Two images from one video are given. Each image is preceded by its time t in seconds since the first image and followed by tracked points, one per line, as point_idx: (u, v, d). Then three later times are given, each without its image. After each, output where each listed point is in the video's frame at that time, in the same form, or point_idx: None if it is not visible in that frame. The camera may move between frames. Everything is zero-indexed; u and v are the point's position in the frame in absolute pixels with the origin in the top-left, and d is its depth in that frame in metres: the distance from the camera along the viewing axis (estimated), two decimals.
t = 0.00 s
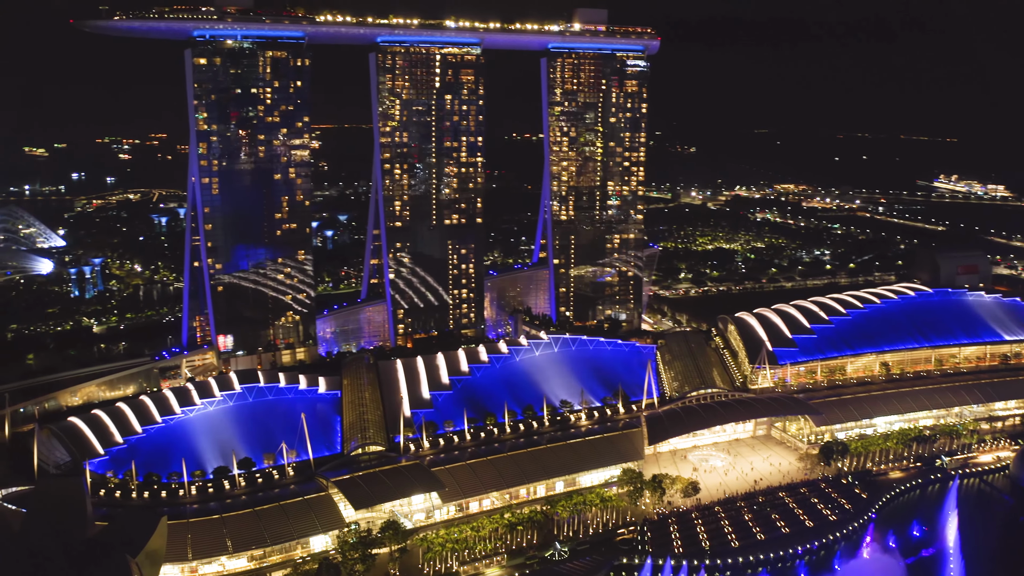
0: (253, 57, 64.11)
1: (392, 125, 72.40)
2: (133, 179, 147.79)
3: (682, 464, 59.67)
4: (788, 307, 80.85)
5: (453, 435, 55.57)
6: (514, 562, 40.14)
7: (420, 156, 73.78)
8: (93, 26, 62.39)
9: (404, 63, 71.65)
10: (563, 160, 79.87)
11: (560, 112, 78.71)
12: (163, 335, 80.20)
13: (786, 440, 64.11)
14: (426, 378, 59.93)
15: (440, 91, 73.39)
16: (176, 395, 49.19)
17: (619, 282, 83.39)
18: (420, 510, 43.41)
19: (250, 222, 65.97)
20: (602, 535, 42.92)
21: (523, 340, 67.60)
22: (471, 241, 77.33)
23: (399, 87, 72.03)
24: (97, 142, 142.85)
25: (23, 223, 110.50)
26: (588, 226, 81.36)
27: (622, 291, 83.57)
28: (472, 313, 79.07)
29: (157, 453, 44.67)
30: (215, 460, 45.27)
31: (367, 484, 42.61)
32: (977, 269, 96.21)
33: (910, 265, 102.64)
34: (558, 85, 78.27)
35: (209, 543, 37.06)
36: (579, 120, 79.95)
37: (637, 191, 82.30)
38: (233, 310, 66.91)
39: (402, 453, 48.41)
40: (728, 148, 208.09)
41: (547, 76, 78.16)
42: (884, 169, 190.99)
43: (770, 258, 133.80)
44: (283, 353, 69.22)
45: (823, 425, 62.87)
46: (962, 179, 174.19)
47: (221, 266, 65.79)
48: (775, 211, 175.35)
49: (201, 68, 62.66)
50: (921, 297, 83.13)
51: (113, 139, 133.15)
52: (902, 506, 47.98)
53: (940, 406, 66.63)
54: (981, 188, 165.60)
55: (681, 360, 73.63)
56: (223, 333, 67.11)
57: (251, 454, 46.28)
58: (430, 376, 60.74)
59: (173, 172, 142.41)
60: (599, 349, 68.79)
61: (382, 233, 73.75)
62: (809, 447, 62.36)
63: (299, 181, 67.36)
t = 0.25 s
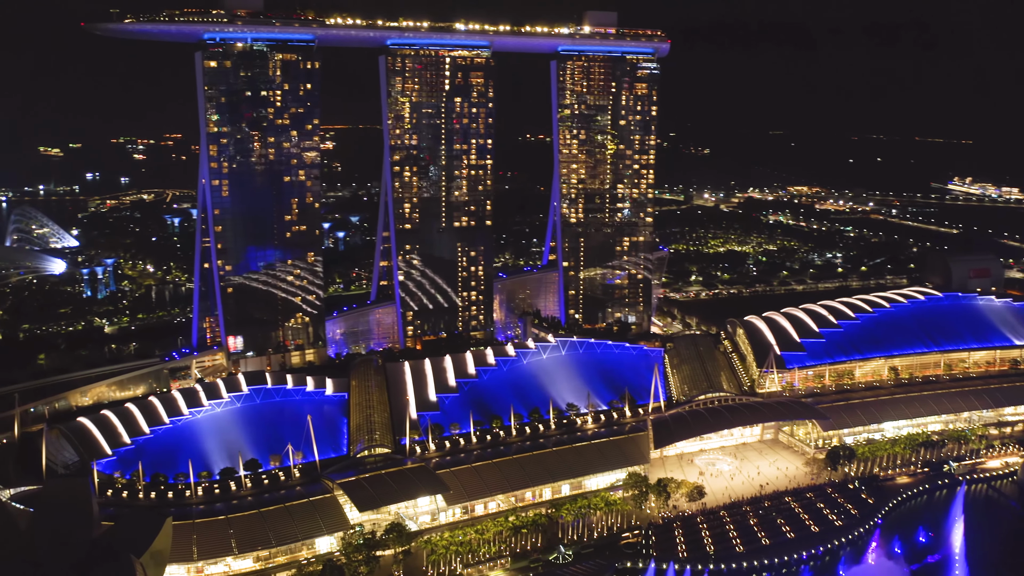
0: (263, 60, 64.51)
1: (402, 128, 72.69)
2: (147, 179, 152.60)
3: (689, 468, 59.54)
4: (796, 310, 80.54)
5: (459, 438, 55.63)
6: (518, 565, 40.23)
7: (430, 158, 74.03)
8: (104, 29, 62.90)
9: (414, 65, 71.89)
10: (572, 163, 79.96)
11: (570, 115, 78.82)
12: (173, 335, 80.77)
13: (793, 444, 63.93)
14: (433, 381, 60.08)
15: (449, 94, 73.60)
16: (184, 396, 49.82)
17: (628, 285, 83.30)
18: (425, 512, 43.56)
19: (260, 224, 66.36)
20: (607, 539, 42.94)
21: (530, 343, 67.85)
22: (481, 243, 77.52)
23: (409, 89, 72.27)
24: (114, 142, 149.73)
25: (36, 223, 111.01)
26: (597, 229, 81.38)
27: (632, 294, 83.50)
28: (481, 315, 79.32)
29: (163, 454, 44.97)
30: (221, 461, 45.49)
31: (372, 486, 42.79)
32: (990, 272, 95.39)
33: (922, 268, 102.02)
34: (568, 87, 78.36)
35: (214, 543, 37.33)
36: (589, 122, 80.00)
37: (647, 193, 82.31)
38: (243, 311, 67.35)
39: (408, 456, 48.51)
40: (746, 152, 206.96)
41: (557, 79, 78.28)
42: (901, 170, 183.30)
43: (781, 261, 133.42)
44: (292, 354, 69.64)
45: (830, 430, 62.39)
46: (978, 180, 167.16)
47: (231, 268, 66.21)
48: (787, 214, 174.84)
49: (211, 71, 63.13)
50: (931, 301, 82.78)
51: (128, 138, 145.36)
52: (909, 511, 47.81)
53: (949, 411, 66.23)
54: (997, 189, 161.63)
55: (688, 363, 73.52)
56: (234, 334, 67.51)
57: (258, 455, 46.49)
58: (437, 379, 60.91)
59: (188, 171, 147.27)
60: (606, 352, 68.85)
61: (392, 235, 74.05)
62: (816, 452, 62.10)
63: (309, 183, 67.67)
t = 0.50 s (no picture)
0: (272, 63, 64.90)
1: (411, 131, 72.99)
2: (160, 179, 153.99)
3: (695, 472, 59.47)
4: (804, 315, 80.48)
5: (465, 441, 55.76)
6: (521, 568, 40.38)
7: (438, 161, 74.30)
8: (114, 31, 63.48)
9: (422, 68, 72.11)
10: (581, 166, 80.06)
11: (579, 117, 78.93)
12: (183, 336, 81.30)
13: (800, 448, 63.80)
14: (439, 384, 60.32)
15: (458, 96, 73.84)
16: (192, 397, 50.12)
17: (636, 288, 83.24)
18: (430, 514, 43.74)
19: (269, 225, 66.77)
20: (610, 542, 43.02)
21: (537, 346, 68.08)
22: (490, 246, 77.73)
23: (417, 92, 72.51)
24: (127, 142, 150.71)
25: (48, 224, 111.88)
26: (606, 231, 81.43)
27: (640, 296, 83.44)
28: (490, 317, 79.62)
29: (170, 454, 45.40)
30: (227, 462, 45.87)
31: (377, 489, 42.99)
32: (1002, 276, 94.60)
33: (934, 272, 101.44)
34: (577, 90, 78.44)
35: (219, 544, 37.64)
36: (598, 125, 80.06)
37: (655, 196, 82.35)
38: (252, 313, 67.77)
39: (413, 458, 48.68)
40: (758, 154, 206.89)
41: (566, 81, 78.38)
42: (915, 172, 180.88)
43: (792, 264, 132.98)
44: (301, 356, 70.04)
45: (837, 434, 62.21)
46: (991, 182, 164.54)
47: (239, 270, 66.62)
48: (799, 216, 174.28)
49: (221, 73, 63.58)
50: (940, 305, 82.45)
51: (140, 139, 145.68)
52: (914, 517, 47.75)
53: (957, 415, 65.95)
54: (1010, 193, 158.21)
55: (695, 367, 73.52)
56: (243, 336, 67.92)
57: (263, 457, 46.83)
58: (443, 381, 61.13)
59: (201, 171, 147.95)
60: (613, 355, 68.89)
61: (400, 237, 74.36)
62: (822, 456, 61.99)
63: (317, 186, 67.98)
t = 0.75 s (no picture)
0: (281, 65, 65.28)
1: (419, 133, 73.26)
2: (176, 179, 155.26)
3: (699, 476, 59.39)
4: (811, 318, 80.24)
5: (470, 443, 55.88)
6: (524, 571, 40.53)
7: (446, 163, 74.54)
8: (124, 34, 64.05)
9: (431, 70, 72.31)
10: (590, 168, 80.12)
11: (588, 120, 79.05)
12: (192, 337, 81.74)
13: (806, 453, 63.62)
14: (445, 387, 60.46)
15: (467, 98, 74.04)
16: (199, 398, 50.60)
17: (645, 290, 83.13)
18: (434, 517, 43.90)
19: (277, 227, 67.12)
20: (614, 546, 43.11)
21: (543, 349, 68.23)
22: (498, 248, 77.91)
23: (426, 94, 72.71)
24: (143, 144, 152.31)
25: (60, 224, 112.82)
26: (615, 233, 81.44)
27: (649, 299, 83.34)
28: (498, 319, 79.73)
29: (176, 455, 45.72)
30: (232, 463, 46.16)
31: (381, 491, 43.19)
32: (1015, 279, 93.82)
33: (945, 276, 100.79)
34: (586, 92, 78.52)
35: (223, 544, 37.96)
36: (607, 127, 80.11)
37: (664, 199, 82.30)
38: (261, 314, 68.03)
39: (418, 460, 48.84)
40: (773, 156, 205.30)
41: (575, 83, 78.46)
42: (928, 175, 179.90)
43: (802, 267, 132.50)
44: (309, 357, 70.40)
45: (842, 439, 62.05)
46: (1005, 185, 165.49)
47: (247, 272, 66.99)
48: (810, 219, 173.61)
49: (229, 76, 63.95)
50: (948, 309, 82.05)
51: (154, 140, 146.80)
52: (919, 523, 47.64)
53: (966, 420, 65.61)
54: None
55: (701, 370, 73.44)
56: (252, 336, 68.19)
57: (269, 458, 47.10)
58: (449, 384, 61.30)
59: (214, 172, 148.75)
60: (619, 359, 68.93)
61: (409, 239, 74.62)
62: (827, 461, 61.82)
63: (326, 187, 68.31)
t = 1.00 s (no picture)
0: (290, 68, 65.61)
1: (428, 135, 73.48)
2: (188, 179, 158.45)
3: (705, 480, 59.40)
4: (819, 322, 80.02)
5: (475, 446, 56.05)
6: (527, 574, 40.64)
7: (454, 166, 74.73)
8: (134, 37, 64.60)
9: (440, 72, 72.52)
10: (598, 171, 80.19)
11: (596, 122, 79.11)
12: (203, 337, 82.33)
13: (812, 457, 63.48)
14: (451, 389, 60.67)
15: (475, 101, 74.24)
16: (206, 399, 50.91)
17: (653, 293, 83.10)
18: (439, 519, 44.02)
19: (285, 229, 67.50)
20: (617, 550, 43.14)
21: (549, 352, 68.47)
22: (506, 250, 78.12)
23: (434, 96, 72.92)
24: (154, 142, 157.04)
25: (72, 224, 113.82)
26: (623, 236, 81.37)
27: (657, 301, 83.28)
28: (505, 322, 79.98)
29: (182, 455, 46.09)
30: (238, 464, 46.50)
31: (385, 493, 43.37)
32: None
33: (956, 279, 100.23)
34: (594, 94, 78.59)
35: (227, 545, 38.23)
36: (615, 130, 80.12)
37: (673, 202, 82.26)
38: (269, 316, 68.55)
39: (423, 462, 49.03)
40: (784, 157, 204.71)
41: (583, 85, 78.53)
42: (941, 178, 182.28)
43: (813, 270, 132.09)
44: (317, 359, 70.73)
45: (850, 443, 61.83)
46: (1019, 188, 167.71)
47: (256, 273, 67.40)
48: (821, 221, 172.94)
49: (238, 78, 64.30)
50: (958, 313, 81.73)
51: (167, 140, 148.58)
52: (925, 528, 47.46)
53: (974, 425, 65.29)
54: None
55: (708, 373, 73.34)
56: (260, 338, 68.53)
57: (275, 459, 47.40)
58: (455, 386, 61.50)
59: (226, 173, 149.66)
60: (626, 362, 68.99)
61: (416, 241, 74.85)
62: (833, 465, 61.64)
63: (335, 189, 68.71)
